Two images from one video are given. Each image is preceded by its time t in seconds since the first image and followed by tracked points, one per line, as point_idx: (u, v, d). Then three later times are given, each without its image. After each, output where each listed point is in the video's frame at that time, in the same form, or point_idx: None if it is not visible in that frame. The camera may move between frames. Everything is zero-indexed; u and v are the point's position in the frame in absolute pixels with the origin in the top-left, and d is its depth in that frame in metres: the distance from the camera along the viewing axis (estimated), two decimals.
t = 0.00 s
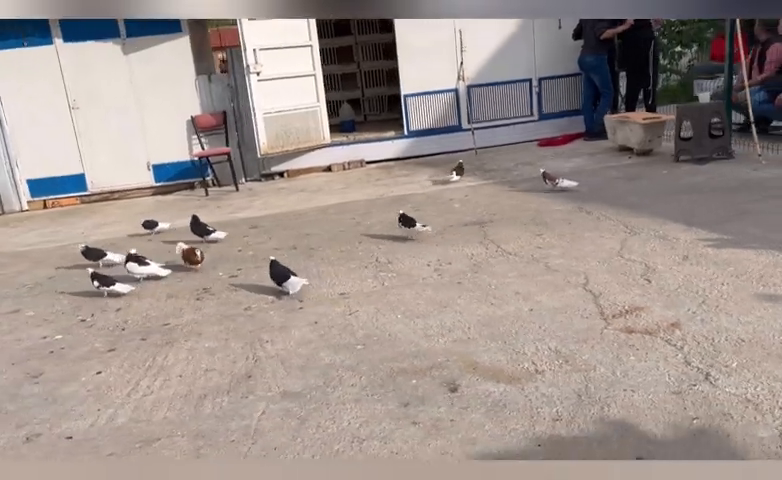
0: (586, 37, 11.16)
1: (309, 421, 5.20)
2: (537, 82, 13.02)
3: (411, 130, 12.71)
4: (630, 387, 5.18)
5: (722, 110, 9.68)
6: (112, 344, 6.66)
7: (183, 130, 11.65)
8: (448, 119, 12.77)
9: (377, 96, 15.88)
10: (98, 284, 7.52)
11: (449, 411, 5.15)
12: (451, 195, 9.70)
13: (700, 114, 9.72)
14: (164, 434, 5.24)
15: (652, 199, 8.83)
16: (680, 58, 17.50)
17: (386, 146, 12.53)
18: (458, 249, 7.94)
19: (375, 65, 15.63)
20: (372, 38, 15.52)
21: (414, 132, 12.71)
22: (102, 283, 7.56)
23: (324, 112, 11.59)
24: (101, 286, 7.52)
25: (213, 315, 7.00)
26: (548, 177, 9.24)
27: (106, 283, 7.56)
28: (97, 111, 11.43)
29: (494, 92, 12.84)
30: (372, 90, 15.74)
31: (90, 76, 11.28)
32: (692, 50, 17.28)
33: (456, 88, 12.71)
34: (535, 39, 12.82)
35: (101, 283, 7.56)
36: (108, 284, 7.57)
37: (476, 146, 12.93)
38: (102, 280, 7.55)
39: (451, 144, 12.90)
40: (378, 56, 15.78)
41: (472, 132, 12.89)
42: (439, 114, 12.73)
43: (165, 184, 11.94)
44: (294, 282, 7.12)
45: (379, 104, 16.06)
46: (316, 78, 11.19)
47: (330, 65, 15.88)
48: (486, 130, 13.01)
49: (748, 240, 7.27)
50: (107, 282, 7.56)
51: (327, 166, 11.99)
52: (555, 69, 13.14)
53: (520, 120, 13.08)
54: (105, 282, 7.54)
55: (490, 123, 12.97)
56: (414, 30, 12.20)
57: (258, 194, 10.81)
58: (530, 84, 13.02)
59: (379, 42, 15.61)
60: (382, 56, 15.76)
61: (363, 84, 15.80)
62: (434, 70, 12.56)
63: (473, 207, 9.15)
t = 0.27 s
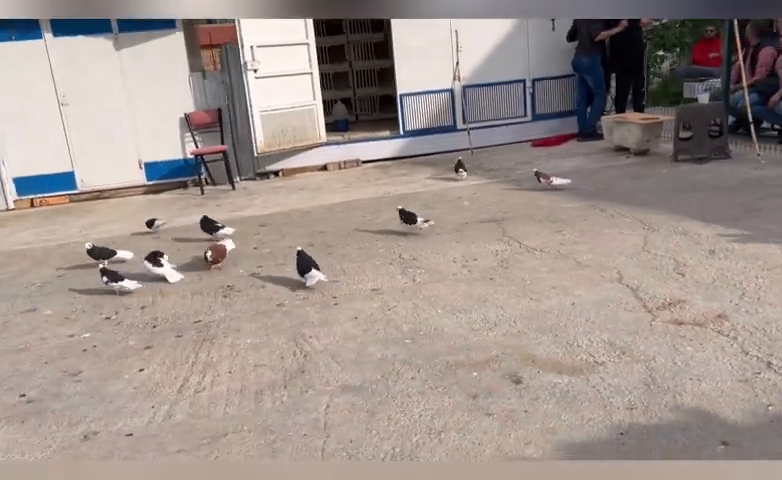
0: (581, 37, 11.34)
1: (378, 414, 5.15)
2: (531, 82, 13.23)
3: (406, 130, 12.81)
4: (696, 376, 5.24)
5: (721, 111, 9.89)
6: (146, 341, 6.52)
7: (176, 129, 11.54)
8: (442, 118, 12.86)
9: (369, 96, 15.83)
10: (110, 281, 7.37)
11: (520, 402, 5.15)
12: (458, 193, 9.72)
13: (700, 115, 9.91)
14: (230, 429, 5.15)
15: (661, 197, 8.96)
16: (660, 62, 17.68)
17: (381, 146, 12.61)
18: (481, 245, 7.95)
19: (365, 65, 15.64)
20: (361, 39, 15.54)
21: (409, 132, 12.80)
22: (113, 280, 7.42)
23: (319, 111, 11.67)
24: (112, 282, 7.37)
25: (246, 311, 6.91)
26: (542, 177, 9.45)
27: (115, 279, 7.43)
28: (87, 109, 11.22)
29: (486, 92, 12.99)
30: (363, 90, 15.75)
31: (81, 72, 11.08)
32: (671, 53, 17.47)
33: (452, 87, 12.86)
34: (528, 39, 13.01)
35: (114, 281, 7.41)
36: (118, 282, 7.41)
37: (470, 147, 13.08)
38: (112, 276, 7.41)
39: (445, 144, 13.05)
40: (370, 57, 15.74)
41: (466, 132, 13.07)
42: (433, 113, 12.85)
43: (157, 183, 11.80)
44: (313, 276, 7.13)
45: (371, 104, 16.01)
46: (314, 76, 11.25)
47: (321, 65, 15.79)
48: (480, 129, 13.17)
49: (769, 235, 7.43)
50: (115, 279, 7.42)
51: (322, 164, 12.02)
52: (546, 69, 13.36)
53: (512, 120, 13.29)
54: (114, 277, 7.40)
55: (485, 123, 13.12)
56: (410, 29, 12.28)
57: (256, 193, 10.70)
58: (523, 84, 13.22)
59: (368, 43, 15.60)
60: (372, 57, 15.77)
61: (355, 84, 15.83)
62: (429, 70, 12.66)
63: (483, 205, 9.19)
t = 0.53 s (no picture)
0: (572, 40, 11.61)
1: (443, 405, 5.15)
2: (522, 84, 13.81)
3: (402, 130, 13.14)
4: (750, 364, 5.35)
5: (714, 113, 10.11)
6: (181, 338, 6.42)
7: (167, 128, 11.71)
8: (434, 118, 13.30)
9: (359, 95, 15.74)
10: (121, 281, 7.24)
11: (582, 392, 5.19)
12: (461, 192, 9.77)
13: (696, 116, 10.11)
14: (294, 423, 5.11)
15: (665, 196, 9.12)
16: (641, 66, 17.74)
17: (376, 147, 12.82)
18: (500, 242, 8.01)
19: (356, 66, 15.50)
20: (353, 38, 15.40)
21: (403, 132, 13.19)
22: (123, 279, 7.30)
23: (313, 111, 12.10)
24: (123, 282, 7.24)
25: (276, 309, 6.85)
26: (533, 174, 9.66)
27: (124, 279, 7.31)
28: (78, 108, 11.30)
29: (477, 93, 13.45)
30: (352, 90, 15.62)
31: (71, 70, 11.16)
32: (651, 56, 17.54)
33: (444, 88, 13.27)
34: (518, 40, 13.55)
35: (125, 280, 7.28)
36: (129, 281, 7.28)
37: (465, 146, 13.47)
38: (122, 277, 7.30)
39: (439, 145, 13.48)
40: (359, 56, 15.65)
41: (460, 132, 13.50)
42: (427, 113, 13.27)
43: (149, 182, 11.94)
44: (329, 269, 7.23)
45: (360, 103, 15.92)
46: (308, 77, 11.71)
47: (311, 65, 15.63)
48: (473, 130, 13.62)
49: None
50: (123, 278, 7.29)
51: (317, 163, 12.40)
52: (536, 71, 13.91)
53: (502, 122, 13.76)
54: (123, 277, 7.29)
55: (477, 123, 13.60)
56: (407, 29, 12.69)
57: (253, 193, 10.61)
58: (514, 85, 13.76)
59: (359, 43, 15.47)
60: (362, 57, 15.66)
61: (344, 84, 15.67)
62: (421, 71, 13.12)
63: (490, 204, 9.25)
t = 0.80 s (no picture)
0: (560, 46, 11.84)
1: (501, 406, 5.11)
2: (509, 90, 14.33)
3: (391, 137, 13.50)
4: None
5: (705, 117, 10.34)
6: (213, 346, 6.31)
7: (157, 136, 11.94)
8: (424, 125, 13.82)
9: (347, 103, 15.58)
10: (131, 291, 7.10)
11: (638, 389, 5.18)
12: (462, 198, 9.79)
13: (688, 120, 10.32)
14: (354, 427, 5.05)
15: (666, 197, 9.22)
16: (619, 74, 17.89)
17: (369, 154, 13.53)
18: (515, 246, 8.03)
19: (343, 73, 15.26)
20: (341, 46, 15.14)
21: (392, 139, 13.71)
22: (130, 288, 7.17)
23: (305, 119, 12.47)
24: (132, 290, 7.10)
25: (304, 316, 6.78)
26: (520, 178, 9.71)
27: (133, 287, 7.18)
28: (66, 116, 11.44)
29: (465, 100, 14.11)
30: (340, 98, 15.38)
31: (58, 78, 11.30)
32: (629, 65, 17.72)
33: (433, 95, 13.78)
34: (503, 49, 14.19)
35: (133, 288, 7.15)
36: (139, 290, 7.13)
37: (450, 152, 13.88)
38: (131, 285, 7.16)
39: (433, 151, 14.13)
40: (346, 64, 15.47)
41: (450, 139, 14.16)
42: (417, 120, 13.80)
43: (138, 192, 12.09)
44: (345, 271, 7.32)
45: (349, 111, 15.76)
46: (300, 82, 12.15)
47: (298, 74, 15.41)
48: (464, 137, 14.31)
49: None
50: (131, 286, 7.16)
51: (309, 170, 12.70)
52: (521, 78, 14.50)
53: (493, 128, 14.41)
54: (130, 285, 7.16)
55: (468, 131, 14.25)
56: (396, 38, 13.27)
57: (247, 201, 10.50)
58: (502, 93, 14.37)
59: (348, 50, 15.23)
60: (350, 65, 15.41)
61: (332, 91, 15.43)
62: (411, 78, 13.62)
63: (494, 208, 9.27)
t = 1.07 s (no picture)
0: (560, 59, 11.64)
1: (579, 411, 4.94)
2: (512, 103, 13.51)
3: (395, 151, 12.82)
4: None
5: (713, 125, 10.20)
6: (257, 358, 6.07)
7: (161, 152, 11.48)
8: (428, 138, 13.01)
9: (345, 119, 15.08)
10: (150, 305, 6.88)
11: (716, 389, 5.04)
12: (476, 209, 9.66)
13: (695, 129, 10.19)
14: (429, 435, 4.84)
15: (684, 204, 9.17)
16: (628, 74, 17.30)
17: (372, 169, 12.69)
18: (544, 254, 7.90)
19: (344, 89, 14.88)
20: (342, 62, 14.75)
21: (396, 153, 12.86)
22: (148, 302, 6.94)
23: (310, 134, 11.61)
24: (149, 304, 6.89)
25: (344, 327, 6.56)
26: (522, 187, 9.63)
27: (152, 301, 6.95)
28: (68, 132, 10.98)
29: (472, 112, 13.23)
30: (340, 114, 15.00)
31: (59, 95, 10.85)
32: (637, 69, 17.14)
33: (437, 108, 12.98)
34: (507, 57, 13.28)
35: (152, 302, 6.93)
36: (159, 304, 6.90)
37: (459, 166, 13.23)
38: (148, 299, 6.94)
39: (440, 164, 13.27)
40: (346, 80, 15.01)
41: (455, 152, 13.27)
42: (422, 133, 12.96)
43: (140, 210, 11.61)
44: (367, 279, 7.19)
45: (348, 126, 15.36)
46: (305, 97, 11.26)
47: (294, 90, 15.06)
48: (472, 149, 13.40)
49: None
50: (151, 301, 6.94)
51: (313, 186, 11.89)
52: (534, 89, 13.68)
53: (498, 141, 13.59)
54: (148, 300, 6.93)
55: (474, 143, 13.40)
56: (402, 49, 12.43)
57: (254, 216, 10.26)
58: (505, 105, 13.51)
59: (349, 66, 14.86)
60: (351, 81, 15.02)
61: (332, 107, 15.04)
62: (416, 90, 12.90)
63: (512, 218, 9.14)
